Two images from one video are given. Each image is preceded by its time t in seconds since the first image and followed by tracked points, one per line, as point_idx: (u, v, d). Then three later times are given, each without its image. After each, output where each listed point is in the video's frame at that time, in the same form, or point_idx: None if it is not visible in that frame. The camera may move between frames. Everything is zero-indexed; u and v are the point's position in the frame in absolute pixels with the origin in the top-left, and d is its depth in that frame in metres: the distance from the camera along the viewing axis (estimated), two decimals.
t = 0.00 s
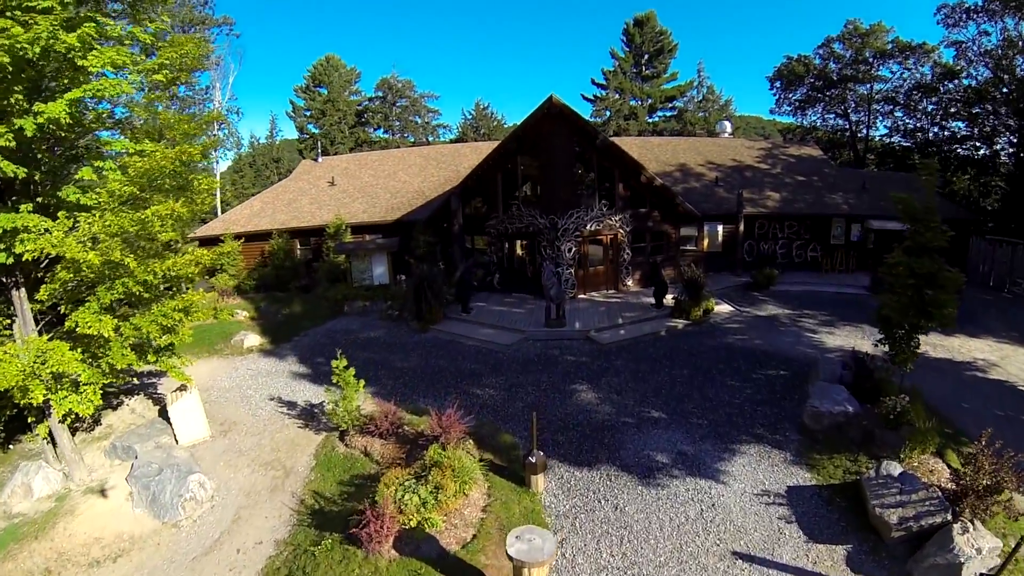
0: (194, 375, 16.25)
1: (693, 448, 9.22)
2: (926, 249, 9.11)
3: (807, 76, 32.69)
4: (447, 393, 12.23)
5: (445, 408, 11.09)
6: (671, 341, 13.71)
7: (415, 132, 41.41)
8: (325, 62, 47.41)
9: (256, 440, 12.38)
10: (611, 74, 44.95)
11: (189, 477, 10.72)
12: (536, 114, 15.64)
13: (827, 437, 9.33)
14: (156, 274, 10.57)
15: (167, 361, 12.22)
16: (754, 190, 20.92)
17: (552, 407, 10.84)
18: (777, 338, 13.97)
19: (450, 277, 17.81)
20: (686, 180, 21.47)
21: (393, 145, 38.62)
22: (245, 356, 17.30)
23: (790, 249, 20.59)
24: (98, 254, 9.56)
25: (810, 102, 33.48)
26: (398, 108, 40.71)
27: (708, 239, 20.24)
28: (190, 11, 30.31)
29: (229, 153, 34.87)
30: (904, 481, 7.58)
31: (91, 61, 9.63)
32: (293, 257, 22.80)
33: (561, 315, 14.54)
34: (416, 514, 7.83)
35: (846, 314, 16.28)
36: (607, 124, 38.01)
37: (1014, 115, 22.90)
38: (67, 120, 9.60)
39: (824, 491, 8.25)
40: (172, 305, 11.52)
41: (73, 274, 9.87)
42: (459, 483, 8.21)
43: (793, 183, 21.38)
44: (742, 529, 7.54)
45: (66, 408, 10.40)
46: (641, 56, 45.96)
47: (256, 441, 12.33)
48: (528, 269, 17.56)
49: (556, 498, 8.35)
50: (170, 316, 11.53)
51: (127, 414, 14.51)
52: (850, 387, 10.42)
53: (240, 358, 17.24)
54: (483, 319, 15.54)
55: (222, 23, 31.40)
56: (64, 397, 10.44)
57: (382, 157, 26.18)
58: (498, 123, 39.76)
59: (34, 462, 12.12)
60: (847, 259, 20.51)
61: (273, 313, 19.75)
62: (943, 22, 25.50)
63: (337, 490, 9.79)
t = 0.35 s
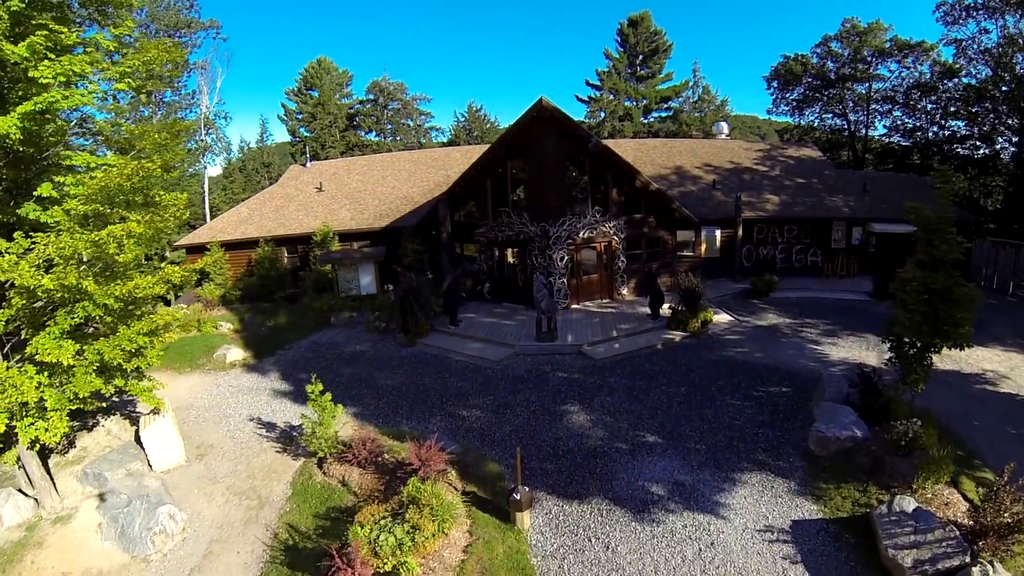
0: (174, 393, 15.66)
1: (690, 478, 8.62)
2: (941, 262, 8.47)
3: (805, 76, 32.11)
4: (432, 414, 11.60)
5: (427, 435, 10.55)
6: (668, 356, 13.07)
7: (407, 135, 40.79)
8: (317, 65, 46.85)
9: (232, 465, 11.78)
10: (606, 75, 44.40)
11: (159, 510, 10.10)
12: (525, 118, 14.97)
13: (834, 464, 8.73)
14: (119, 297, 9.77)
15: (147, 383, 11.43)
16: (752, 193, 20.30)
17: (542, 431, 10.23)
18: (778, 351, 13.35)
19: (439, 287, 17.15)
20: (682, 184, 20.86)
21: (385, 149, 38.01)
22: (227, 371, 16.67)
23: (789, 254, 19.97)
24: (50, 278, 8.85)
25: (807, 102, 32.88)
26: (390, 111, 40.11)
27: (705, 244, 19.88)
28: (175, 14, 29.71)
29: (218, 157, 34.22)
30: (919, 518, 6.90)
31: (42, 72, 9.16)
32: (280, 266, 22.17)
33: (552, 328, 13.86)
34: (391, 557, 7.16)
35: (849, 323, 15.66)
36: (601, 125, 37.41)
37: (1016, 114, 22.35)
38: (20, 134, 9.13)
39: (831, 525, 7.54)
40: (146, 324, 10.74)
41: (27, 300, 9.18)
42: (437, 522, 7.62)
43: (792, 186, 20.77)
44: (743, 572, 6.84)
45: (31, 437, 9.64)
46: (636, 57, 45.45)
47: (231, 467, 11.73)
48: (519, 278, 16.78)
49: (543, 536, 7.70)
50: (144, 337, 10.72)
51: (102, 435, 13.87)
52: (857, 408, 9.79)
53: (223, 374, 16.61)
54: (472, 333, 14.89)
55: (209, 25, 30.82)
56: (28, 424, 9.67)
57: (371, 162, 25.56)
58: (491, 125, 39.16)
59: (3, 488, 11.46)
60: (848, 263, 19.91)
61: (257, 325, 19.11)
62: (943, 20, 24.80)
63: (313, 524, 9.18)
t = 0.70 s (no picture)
0: (156, 402, 15.18)
1: (685, 512, 8.04)
2: (961, 281, 7.84)
3: (809, 76, 31.36)
4: (416, 432, 11.04)
5: (409, 457, 10.02)
6: (665, 369, 12.45)
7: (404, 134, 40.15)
8: (314, 61, 46.29)
9: (206, 484, 11.27)
10: (606, 74, 43.71)
11: (127, 534, 9.58)
12: (520, 118, 14.28)
13: (841, 496, 8.14)
14: (81, 311, 9.31)
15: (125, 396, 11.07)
16: (755, 197, 19.63)
17: (529, 455, 9.67)
18: (782, 365, 12.73)
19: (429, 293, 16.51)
20: (683, 187, 20.21)
21: (381, 148, 37.41)
22: (211, 380, 16.15)
23: (793, 260, 19.27)
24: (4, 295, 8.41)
25: (811, 103, 32.09)
26: (386, 109, 39.47)
27: (706, 249, 18.83)
28: (167, 9, 29.22)
29: (211, 156, 33.69)
30: (932, 566, 6.29)
31: None
32: (270, 268, 21.62)
33: (545, 340, 13.16)
34: None
35: (854, 335, 15.03)
36: (601, 125, 36.68)
37: None
38: None
39: (836, 568, 6.94)
40: (119, 336, 10.28)
41: None
42: (411, 560, 7.08)
43: (796, 190, 20.12)
44: None
45: None
46: (637, 56, 44.73)
47: (206, 485, 11.22)
48: (512, 285, 15.91)
49: None
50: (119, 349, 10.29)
51: (77, 447, 12.98)
52: (866, 433, 9.17)
53: (206, 382, 16.09)
54: (462, 342, 14.27)
55: (201, 21, 30.32)
56: None
57: (364, 162, 24.94)
58: (489, 124, 38.50)
59: None
60: (853, 270, 19.26)
61: (243, 330, 18.58)
62: (951, 21, 24.21)
63: (284, 553, 8.68)
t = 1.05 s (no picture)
0: (137, 415, 14.75)
1: (681, 549, 7.44)
2: (984, 304, 7.17)
3: (813, 76, 30.58)
4: (399, 454, 10.52)
5: (391, 484, 9.52)
6: (663, 386, 11.87)
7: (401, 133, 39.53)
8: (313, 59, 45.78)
9: (180, 506, 10.83)
10: (607, 72, 42.97)
11: (96, 565, 9.16)
12: (513, 119, 13.51)
13: (849, 533, 7.54)
14: (40, 334, 9.17)
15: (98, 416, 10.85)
16: (759, 201, 18.95)
17: (516, 483, 9.14)
18: (785, 381, 12.14)
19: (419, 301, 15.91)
20: (684, 190, 19.54)
21: (378, 148, 36.77)
22: (194, 391, 15.68)
23: (798, 266, 18.57)
24: None
25: (815, 104, 31.24)
26: (384, 108, 38.85)
27: (708, 255, 18.27)
28: (159, 8, 28.64)
29: (205, 156, 33.13)
30: None
31: None
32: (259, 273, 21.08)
33: (537, 353, 12.54)
34: None
35: (861, 347, 14.42)
36: (600, 125, 35.92)
37: None
38: None
39: None
40: (87, 356, 10.15)
41: None
42: None
43: (801, 193, 19.44)
44: None
45: None
46: (639, 54, 44.00)
47: (180, 508, 10.77)
48: (505, 294, 15.20)
49: None
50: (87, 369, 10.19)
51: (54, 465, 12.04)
52: (875, 462, 8.58)
53: (189, 394, 15.58)
54: (451, 355, 13.69)
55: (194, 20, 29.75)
56: None
57: (358, 163, 24.33)
58: (487, 124, 37.84)
59: None
60: (859, 277, 18.61)
61: (230, 339, 18.10)
62: (959, 20, 23.46)
63: None
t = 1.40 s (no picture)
0: (115, 433, 14.24)
1: None
2: (1010, 332, 6.56)
3: (815, 75, 29.93)
4: (380, 481, 10.00)
5: (370, 515, 8.98)
6: (659, 406, 11.32)
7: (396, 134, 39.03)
8: (308, 60, 45.25)
9: (151, 535, 10.30)
10: (605, 72, 42.32)
11: None
12: (502, 122, 12.77)
13: None
14: None
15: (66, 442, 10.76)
16: (760, 206, 18.32)
17: (501, 516, 8.60)
18: (787, 401, 11.57)
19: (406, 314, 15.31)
20: (683, 196, 18.75)
21: (372, 152, 36.07)
22: (176, 408, 15.19)
23: (800, 274, 17.95)
24: None
25: (817, 104, 30.60)
26: (378, 109, 38.32)
27: (707, 263, 17.34)
28: (147, 10, 28.01)
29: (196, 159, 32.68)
30: None
31: None
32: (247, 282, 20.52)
33: (528, 371, 11.93)
34: None
35: (865, 361, 13.87)
36: (598, 125, 35.29)
37: None
38: None
39: None
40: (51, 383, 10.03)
41: None
42: None
43: (804, 198, 18.81)
44: None
45: None
46: (637, 54, 43.38)
47: (151, 538, 10.24)
48: (496, 307, 14.53)
49: None
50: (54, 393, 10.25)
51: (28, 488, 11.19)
52: (883, 496, 8.02)
53: (170, 411, 15.08)
54: (438, 372, 13.12)
55: (184, 22, 29.15)
56: None
57: (349, 168, 23.75)
58: (483, 126, 37.22)
59: None
60: (862, 285, 18.00)
61: (214, 352, 17.59)
62: (964, 19, 22.83)
63: None
